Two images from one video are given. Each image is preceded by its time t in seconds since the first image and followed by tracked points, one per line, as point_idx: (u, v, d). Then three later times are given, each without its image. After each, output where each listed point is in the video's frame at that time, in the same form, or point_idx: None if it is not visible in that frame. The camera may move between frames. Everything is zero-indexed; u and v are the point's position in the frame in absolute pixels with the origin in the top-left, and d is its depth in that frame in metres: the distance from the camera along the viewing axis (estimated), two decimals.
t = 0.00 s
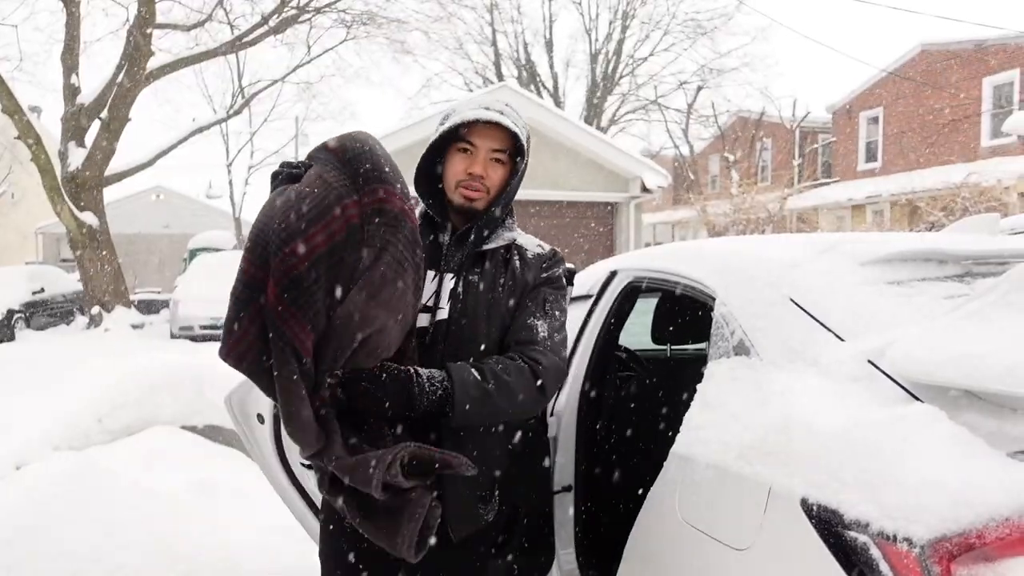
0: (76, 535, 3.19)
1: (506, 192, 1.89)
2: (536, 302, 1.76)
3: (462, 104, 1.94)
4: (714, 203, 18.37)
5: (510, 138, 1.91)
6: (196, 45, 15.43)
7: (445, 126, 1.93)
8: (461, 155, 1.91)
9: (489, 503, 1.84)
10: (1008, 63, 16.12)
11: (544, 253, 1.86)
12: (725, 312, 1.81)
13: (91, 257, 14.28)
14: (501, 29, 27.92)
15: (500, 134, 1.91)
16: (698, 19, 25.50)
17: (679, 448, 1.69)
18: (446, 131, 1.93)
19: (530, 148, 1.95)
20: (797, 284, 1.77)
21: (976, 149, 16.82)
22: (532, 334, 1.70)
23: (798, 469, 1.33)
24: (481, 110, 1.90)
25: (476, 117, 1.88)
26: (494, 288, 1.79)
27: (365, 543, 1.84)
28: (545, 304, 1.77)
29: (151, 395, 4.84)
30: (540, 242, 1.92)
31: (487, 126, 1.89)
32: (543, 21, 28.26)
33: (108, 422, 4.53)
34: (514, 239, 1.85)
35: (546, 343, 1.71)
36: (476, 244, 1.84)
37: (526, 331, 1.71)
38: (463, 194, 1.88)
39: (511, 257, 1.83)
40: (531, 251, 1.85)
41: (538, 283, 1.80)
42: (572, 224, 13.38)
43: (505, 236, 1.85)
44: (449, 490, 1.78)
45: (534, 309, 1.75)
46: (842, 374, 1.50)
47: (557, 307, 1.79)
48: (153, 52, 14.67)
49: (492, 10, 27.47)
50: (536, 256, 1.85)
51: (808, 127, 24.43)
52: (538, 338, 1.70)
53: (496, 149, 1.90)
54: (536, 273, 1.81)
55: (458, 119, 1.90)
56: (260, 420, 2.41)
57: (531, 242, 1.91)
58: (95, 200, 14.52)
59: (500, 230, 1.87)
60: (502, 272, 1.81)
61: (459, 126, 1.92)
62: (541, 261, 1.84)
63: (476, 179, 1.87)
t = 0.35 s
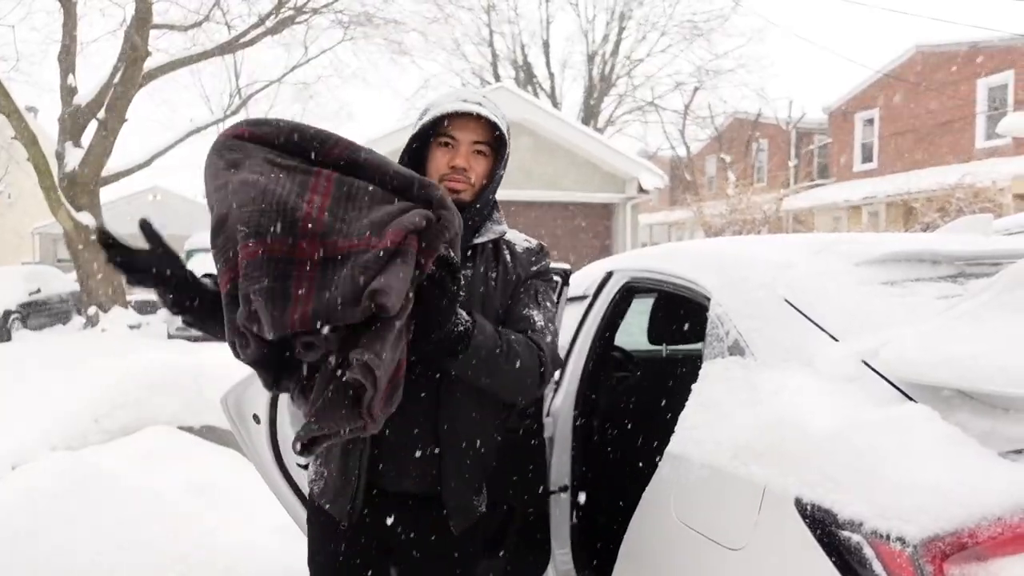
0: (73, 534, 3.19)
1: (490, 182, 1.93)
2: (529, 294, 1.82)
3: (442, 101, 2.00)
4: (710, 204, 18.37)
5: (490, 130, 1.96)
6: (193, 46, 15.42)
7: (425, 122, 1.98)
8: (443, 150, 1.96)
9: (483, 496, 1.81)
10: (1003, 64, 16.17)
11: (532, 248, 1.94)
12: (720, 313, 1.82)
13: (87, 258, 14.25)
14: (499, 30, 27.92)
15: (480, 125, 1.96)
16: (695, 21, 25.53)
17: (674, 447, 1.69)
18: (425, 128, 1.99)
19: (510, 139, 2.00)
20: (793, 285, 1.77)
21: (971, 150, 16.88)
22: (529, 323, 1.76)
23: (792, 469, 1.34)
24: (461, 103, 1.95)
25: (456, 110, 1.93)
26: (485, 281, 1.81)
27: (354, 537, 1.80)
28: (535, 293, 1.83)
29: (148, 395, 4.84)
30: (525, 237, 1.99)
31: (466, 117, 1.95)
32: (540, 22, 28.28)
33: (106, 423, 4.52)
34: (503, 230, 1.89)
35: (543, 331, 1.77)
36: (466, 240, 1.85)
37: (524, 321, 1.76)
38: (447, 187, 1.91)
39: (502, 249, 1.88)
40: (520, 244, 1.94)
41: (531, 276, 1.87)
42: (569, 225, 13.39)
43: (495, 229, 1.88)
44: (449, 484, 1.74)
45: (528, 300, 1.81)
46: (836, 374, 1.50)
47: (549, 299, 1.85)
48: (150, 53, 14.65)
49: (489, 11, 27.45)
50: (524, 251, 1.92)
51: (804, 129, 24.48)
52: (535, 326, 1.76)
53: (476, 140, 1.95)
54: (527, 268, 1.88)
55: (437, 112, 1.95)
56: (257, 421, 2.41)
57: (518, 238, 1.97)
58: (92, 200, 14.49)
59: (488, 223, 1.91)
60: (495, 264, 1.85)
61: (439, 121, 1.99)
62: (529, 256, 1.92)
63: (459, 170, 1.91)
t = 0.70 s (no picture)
0: (69, 535, 3.18)
1: (446, 193, 1.84)
2: (512, 301, 1.83)
3: (387, 102, 1.87)
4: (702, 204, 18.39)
5: (438, 133, 1.84)
6: (184, 44, 15.33)
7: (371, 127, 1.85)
8: (393, 158, 1.83)
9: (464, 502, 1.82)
10: (992, 65, 16.29)
11: (503, 247, 1.90)
12: (713, 311, 1.82)
13: (78, 257, 14.15)
14: (491, 29, 27.89)
15: (425, 129, 1.83)
16: (687, 20, 25.56)
17: (667, 446, 1.70)
18: (373, 133, 1.87)
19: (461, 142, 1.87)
20: (784, 284, 1.78)
21: (961, 149, 16.99)
22: (519, 337, 1.79)
23: (784, 468, 1.35)
24: (404, 106, 1.82)
25: (400, 115, 1.80)
26: (462, 288, 1.80)
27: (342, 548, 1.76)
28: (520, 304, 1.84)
29: (139, 396, 4.81)
30: (495, 233, 1.93)
31: (412, 125, 1.82)
32: (533, 21, 28.27)
33: (96, 422, 4.50)
34: (474, 234, 1.86)
35: (532, 342, 1.80)
36: (437, 247, 1.82)
37: (515, 334, 1.79)
38: (401, 200, 1.81)
39: (475, 254, 1.84)
40: (491, 245, 1.88)
41: (509, 282, 1.85)
42: (562, 224, 13.40)
43: (466, 233, 1.86)
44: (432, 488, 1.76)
45: (515, 311, 1.82)
46: (829, 372, 1.51)
47: (530, 303, 1.86)
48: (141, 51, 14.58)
49: (482, 10, 27.39)
50: (496, 251, 1.88)
51: (796, 129, 24.57)
52: (526, 339, 1.79)
53: (425, 146, 1.83)
54: (503, 272, 1.85)
55: (382, 119, 1.82)
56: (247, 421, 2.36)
57: (487, 235, 1.92)
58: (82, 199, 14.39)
59: (457, 229, 1.86)
60: (469, 269, 1.82)
61: (386, 126, 1.86)
62: (502, 257, 1.87)
63: (410, 181, 1.80)
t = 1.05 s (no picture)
0: (65, 536, 3.17)
1: (427, 180, 1.85)
2: (490, 300, 1.80)
3: (362, 92, 1.86)
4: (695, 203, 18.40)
5: (417, 120, 1.85)
6: (174, 42, 15.26)
7: (347, 117, 1.83)
8: (369, 148, 1.82)
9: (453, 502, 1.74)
10: (983, 66, 16.37)
11: (483, 239, 1.85)
12: (706, 311, 1.82)
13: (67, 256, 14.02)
14: (483, 28, 27.86)
15: (405, 117, 1.83)
16: (680, 20, 25.59)
17: (661, 446, 1.69)
18: (347, 124, 1.85)
19: (440, 129, 1.88)
20: (777, 284, 1.77)
21: (952, 149, 17.07)
22: (496, 339, 1.77)
23: (777, 468, 1.34)
24: (382, 94, 1.81)
25: (380, 103, 1.79)
26: (441, 285, 1.75)
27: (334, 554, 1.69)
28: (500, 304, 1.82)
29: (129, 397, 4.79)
30: (474, 225, 1.89)
31: (391, 112, 1.82)
32: (525, 20, 28.23)
33: (86, 423, 4.48)
34: (450, 227, 1.83)
35: (509, 350, 1.79)
36: (414, 240, 1.79)
37: (492, 336, 1.77)
38: (381, 190, 1.80)
39: (452, 248, 1.80)
40: (470, 237, 1.84)
41: (487, 278, 1.82)
42: (554, 223, 13.39)
43: (442, 226, 1.82)
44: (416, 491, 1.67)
45: (491, 314, 1.79)
46: (822, 372, 1.51)
47: (507, 303, 1.84)
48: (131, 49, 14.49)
49: (474, 9, 27.36)
50: (474, 243, 1.83)
51: (788, 129, 24.63)
52: (502, 343, 1.77)
53: (404, 134, 1.83)
54: (482, 267, 1.82)
55: (359, 108, 1.81)
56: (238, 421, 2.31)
57: (465, 225, 1.88)
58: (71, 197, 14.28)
59: (434, 221, 1.83)
60: (447, 264, 1.78)
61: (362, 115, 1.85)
62: (480, 250, 1.83)
63: (391, 170, 1.80)
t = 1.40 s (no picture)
0: (65, 536, 3.17)
1: (409, 176, 1.84)
2: (465, 295, 1.75)
3: (345, 86, 1.87)
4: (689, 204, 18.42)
5: (401, 115, 1.85)
6: (169, 42, 15.22)
7: (330, 111, 1.84)
8: (352, 141, 1.82)
9: (434, 503, 1.72)
10: (976, 67, 16.45)
11: (461, 239, 1.83)
12: (700, 312, 1.82)
13: (60, 257, 13.95)
14: (478, 28, 27.85)
15: (391, 112, 1.85)
16: (675, 21, 25.64)
17: (655, 446, 1.69)
18: (328, 116, 1.86)
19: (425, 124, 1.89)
20: (771, 284, 1.78)
21: (944, 150, 17.14)
22: (471, 332, 1.69)
23: (772, 468, 1.34)
24: (368, 89, 1.82)
25: (365, 97, 1.81)
26: (417, 286, 1.73)
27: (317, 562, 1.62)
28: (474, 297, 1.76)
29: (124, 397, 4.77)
30: (454, 225, 1.87)
31: (377, 107, 1.83)
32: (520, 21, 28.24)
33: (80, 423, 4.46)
34: (429, 228, 1.81)
35: (485, 339, 1.71)
36: (391, 240, 1.78)
37: (466, 328, 1.70)
38: (361, 184, 1.80)
39: (430, 247, 1.78)
40: (448, 238, 1.81)
41: (465, 275, 1.78)
42: (549, 223, 13.40)
43: (420, 228, 1.80)
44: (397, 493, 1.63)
45: (467, 306, 1.73)
46: (815, 372, 1.51)
47: (485, 299, 1.78)
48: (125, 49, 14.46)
49: (469, 9, 27.37)
50: (453, 244, 1.81)
51: (782, 130, 24.69)
52: (478, 335, 1.69)
53: (389, 130, 1.84)
54: (459, 264, 1.79)
55: (343, 102, 1.82)
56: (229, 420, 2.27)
57: (444, 226, 1.86)
58: (65, 197, 14.22)
59: (411, 221, 1.82)
60: (425, 263, 1.76)
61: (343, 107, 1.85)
62: (459, 250, 1.81)
63: (373, 165, 1.80)
